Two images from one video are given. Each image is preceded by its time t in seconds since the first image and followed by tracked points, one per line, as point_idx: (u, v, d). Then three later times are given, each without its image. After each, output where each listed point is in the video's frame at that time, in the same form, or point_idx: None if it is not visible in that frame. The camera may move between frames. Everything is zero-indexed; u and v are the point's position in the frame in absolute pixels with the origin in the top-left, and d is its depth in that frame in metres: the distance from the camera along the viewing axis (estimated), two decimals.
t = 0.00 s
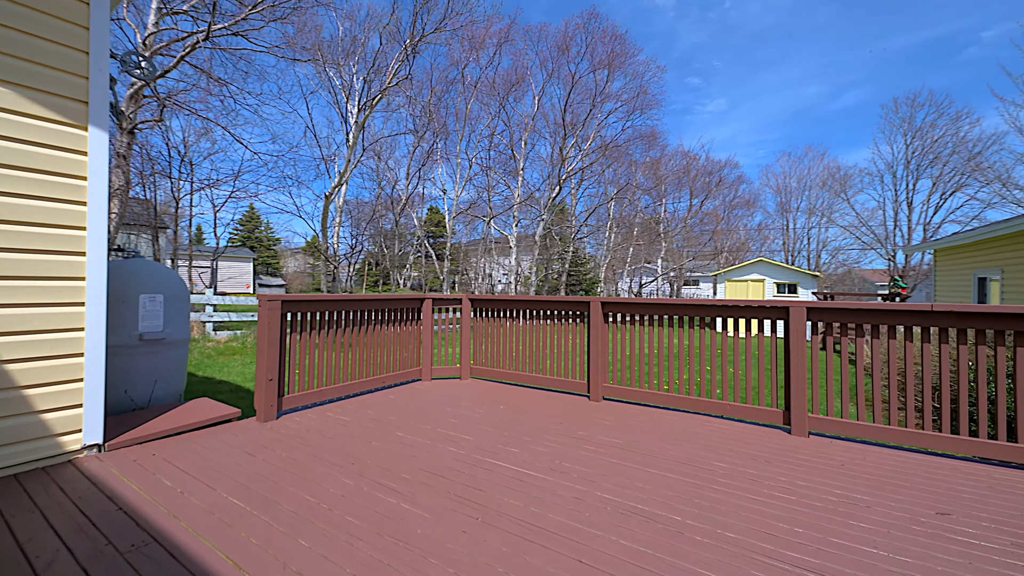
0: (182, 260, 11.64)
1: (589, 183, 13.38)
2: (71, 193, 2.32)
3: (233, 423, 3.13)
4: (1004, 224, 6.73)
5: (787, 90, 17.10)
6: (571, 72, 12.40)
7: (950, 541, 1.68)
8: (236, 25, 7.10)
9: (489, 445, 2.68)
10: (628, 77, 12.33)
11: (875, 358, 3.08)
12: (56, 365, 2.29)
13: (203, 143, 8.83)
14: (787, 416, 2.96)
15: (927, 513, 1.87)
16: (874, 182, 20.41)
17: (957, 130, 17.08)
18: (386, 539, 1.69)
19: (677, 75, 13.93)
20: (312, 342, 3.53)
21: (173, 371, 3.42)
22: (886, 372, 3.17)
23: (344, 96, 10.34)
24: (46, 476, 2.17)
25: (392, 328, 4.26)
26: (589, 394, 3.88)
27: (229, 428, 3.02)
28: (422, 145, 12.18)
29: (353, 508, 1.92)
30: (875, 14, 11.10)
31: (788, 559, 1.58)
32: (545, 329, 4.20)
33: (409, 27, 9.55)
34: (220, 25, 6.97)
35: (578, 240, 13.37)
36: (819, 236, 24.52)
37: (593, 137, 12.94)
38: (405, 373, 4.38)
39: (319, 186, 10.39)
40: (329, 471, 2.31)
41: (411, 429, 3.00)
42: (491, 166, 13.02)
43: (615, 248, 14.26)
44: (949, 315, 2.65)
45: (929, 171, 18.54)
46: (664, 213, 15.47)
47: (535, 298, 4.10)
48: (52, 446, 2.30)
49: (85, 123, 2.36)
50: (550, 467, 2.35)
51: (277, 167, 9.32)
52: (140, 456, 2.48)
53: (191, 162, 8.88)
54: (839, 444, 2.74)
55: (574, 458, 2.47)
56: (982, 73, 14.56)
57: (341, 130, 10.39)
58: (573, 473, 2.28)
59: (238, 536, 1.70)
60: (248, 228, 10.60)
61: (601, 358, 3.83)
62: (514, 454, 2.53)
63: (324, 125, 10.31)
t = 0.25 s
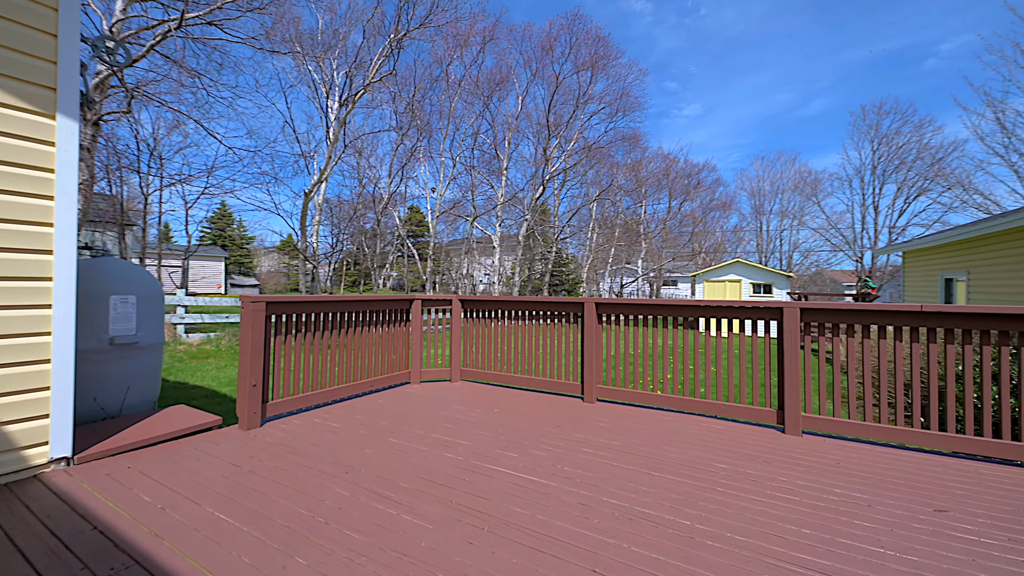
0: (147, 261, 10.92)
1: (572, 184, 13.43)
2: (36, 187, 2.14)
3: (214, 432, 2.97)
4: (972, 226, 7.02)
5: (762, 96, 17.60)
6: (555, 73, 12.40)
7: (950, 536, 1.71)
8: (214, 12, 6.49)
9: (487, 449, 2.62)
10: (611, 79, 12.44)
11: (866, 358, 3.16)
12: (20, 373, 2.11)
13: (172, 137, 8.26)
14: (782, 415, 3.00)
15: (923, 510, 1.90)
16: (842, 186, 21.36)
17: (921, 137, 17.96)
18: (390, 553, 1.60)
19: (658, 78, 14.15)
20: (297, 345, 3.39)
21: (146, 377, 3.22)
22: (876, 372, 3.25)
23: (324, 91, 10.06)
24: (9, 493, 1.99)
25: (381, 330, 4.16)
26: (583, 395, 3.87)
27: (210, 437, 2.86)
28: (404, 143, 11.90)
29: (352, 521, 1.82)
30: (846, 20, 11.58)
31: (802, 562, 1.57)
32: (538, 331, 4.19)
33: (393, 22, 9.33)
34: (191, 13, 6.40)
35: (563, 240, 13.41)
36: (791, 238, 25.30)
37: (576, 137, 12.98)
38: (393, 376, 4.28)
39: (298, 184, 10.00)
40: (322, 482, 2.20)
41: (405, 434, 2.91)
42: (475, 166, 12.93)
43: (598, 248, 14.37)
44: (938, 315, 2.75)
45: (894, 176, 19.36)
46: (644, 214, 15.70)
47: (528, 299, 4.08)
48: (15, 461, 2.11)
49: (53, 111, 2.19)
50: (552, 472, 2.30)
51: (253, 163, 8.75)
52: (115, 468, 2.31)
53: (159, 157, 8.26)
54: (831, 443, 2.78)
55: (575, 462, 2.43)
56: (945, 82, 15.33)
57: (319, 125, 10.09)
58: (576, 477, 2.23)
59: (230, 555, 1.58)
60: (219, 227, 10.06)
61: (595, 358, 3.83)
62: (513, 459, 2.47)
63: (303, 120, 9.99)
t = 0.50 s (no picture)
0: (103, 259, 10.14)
1: (553, 184, 13.35)
2: None
3: (189, 439, 2.79)
4: (933, 230, 7.41)
5: (737, 100, 18.08)
6: (537, 72, 12.39)
7: (942, 527, 1.75)
8: None
9: (482, 451, 2.56)
10: (592, 80, 12.53)
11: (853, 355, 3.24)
12: None
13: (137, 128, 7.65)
14: (772, 412, 3.07)
15: (914, 502, 1.95)
16: (809, 191, 21.94)
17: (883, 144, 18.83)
18: (393, 563, 1.52)
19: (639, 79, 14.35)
20: (279, 346, 3.24)
21: (113, 381, 3.01)
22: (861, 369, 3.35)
23: (300, 84, 9.77)
24: None
25: (367, 331, 4.04)
26: (574, 395, 3.87)
27: (186, 445, 2.69)
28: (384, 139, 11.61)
29: (348, 530, 1.73)
30: (813, 27, 12.11)
31: (807, 558, 1.58)
32: (527, 329, 4.18)
33: (375, 14, 9.11)
34: None
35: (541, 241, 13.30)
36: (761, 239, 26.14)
37: (557, 138, 13.00)
38: (379, 378, 4.17)
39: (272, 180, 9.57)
40: (312, 489, 2.09)
41: (395, 438, 2.82)
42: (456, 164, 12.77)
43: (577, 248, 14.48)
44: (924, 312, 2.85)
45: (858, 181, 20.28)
46: (622, 215, 15.78)
47: (517, 298, 4.07)
48: None
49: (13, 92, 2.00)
50: (551, 474, 2.26)
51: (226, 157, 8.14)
52: (82, 480, 2.13)
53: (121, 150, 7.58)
54: (818, 438, 2.84)
55: (573, 463, 2.39)
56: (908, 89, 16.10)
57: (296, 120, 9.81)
58: (576, 478, 2.20)
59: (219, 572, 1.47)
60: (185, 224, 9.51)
61: (586, 357, 3.84)
62: (510, 461, 2.42)
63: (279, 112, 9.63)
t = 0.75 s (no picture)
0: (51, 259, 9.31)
1: (532, 184, 13.43)
2: None
3: (159, 451, 2.59)
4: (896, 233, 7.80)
5: (706, 105, 18.73)
6: (516, 71, 12.35)
7: (938, 520, 1.80)
8: None
9: (478, 457, 2.48)
10: (571, 80, 12.60)
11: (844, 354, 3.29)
12: None
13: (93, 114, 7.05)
14: (761, 409, 3.13)
15: (906, 497, 2.00)
16: (775, 194, 22.72)
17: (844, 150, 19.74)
18: None
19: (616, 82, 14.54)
20: (256, 350, 3.04)
21: (69, 390, 2.76)
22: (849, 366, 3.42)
23: (272, 75, 9.38)
24: None
25: (349, 332, 3.89)
26: (565, 396, 3.85)
27: (157, 458, 2.49)
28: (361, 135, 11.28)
29: (345, 547, 1.62)
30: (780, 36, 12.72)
31: (816, 557, 1.58)
32: (516, 329, 4.14)
33: (352, 4, 8.85)
34: None
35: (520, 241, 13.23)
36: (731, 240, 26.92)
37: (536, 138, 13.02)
38: (362, 382, 4.03)
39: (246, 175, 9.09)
40: (302, 503, 1.96)
41: (385, 444, 2.70)
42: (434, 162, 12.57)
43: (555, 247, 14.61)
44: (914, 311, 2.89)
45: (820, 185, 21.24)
46: (599, 216, 15.92)
47: (507, 297, 4.05)
48: None
49: None
50: (551, 479, 2.19)
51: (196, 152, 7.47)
52: (40, 501, 1.93)
53: (76, 140, 6.99)
54: (808, 435, 2.90)
55: (572, 466, 2.35)
56: (868, 100, 16.95)
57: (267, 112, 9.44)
58: (577, 482, 2.15)
59: None
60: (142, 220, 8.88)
61: (576, 358, 3.83)
62: (508, 466, 2.35)
63: (249, 104, 9.18)
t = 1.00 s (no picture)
0: None
1: (509, 184, 13.42)
2: None
3: (126, 467, 2.40)
4: (859, 235, 8.20)
5: (674, 111, 19.33)
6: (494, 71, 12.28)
7: (923, 516, 1.87)
8: None
9: (472, 465, 2.42)
10: (549, 81, 12.62)
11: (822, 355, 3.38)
12: None
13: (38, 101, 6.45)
14: (745, 410, 3.22)
15: (890, 494, 2.08)
16: (742, 198, 23.51)
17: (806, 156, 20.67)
18: None
19: (594, 84, 14.68)
20: (232, 356, 2.88)
21: (20, 404, 2.51)
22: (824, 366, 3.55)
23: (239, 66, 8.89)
24: None
25: (330, 337, 3.75)
26: (553, 398, 3.83)
27: (124, 475, 2.31)
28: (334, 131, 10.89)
29: (343, 567, 1.54)
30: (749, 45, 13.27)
31: (817, 558, 1.61)
32: (503, 331, 4.12)
33: None
34: None
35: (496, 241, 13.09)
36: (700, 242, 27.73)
37: (513, 138, 12.99)
38: (343, 388, 3.90)
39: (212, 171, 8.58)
40: (290, 521, 1.85)
41: (372, 454, 2.60)
42: (410, 160, 12.32)
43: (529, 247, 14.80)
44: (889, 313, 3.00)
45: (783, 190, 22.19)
46: (574, 217, 16.10)
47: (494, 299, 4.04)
48: None
49: None
50: (548, 486, 2.16)
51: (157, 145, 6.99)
52: None
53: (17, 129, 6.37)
54: (790, 434, 2.99)
55: (569, 472, 2.32)
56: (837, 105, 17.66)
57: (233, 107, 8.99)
58: (575, 489, 2.13)
59: None
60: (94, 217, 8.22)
61: (564, 360, 3.82)
62: (503, 474, 2.30)
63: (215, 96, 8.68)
